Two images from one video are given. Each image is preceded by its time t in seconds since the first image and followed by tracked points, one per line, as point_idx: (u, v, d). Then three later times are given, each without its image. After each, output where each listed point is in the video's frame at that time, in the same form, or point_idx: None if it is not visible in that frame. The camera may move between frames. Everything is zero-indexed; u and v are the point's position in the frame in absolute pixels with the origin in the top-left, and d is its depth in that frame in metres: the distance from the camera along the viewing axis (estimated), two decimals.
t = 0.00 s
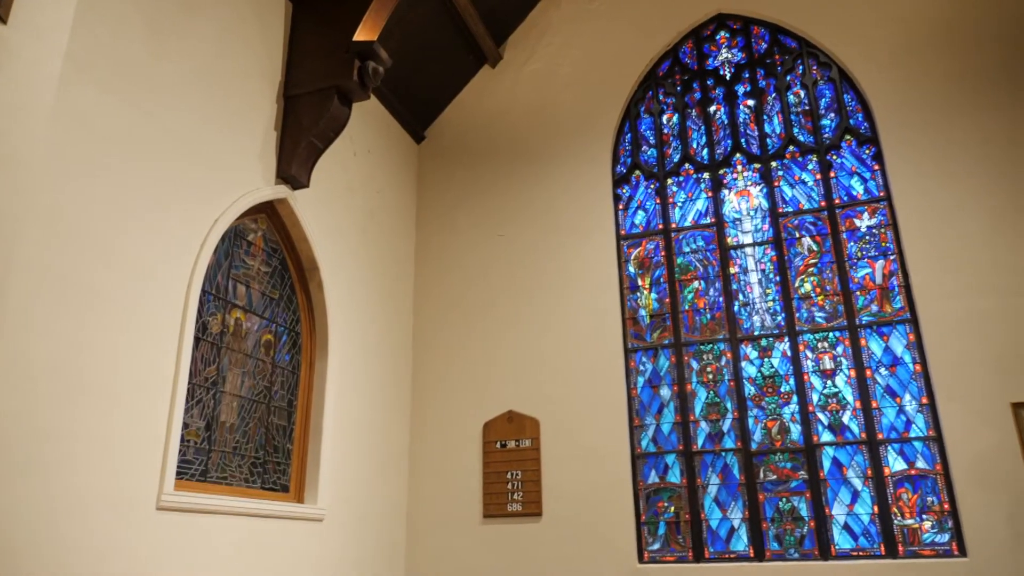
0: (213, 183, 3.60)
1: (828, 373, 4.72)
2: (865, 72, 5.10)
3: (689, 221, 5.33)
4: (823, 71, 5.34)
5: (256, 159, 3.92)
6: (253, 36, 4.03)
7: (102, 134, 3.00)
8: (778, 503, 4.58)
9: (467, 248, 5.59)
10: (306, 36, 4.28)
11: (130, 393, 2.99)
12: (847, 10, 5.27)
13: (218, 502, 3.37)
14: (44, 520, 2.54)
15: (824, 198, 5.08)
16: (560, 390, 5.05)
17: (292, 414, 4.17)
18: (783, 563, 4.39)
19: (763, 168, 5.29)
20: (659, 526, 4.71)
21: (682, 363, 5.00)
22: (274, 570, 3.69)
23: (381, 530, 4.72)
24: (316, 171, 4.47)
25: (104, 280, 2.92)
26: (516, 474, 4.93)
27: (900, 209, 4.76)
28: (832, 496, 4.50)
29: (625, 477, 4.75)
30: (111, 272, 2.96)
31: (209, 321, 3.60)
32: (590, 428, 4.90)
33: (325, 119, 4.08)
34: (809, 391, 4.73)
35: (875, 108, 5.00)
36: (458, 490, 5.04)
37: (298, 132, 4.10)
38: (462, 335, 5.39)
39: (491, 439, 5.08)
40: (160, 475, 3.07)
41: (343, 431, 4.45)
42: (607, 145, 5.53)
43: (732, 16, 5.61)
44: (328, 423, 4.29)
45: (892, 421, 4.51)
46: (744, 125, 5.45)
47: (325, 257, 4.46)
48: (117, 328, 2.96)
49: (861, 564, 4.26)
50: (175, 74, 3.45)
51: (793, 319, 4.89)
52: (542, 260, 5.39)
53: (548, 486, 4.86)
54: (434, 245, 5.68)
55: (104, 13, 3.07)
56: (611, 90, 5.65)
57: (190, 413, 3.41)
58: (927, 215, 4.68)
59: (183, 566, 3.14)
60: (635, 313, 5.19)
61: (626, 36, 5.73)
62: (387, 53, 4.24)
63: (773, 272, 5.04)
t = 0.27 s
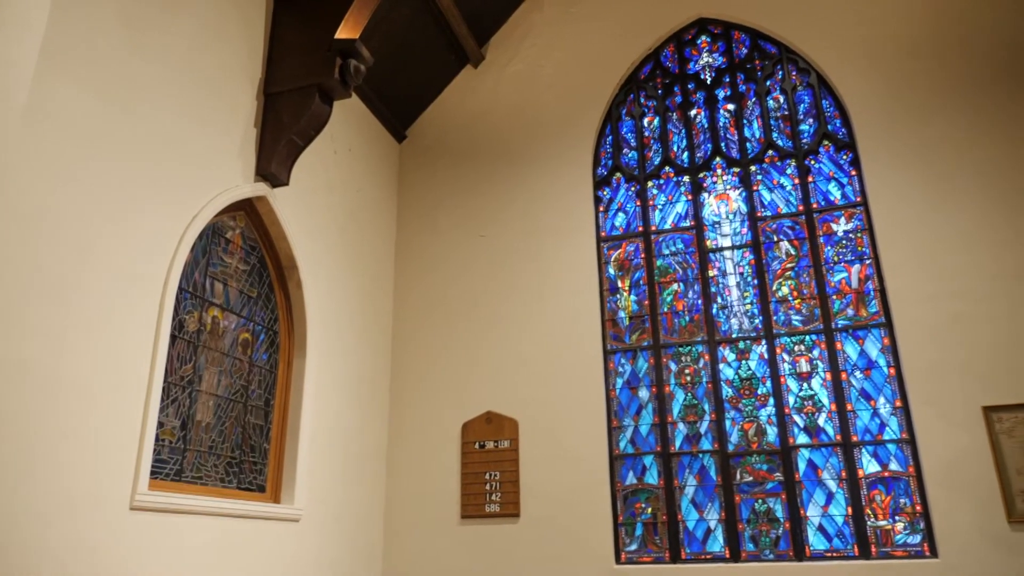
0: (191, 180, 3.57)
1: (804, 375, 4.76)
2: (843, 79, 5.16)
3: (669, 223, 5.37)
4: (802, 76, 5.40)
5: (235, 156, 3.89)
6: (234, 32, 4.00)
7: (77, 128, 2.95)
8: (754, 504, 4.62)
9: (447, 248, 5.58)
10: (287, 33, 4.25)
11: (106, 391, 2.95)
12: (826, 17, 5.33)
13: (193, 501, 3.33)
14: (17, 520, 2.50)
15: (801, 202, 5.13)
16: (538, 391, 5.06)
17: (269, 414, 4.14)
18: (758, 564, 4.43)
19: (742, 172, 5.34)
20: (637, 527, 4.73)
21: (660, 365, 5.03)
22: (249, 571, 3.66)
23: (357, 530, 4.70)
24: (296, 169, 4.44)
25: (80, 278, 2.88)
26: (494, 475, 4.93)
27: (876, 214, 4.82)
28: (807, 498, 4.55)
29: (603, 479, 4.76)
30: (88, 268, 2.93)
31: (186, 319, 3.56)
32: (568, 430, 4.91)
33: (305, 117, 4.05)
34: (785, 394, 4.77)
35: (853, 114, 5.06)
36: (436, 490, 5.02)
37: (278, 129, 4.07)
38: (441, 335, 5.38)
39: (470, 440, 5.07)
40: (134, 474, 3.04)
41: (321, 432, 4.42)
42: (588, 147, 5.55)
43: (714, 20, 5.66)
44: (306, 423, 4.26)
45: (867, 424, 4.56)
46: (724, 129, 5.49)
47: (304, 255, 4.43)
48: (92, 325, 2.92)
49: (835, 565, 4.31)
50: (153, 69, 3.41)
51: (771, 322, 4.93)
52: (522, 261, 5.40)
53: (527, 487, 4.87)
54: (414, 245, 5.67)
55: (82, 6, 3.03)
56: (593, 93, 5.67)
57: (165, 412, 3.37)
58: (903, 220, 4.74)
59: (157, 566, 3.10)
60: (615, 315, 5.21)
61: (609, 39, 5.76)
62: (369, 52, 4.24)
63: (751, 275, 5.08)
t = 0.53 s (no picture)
0: (169, 177, 3.53)
1: (780, 378, 4.81)
2: (822, 85, 5.22)
3: (648, 226, 5.39)
4: (781, 82, 5.45)
5: (214, 153, 3.85)
6: (214, 28, 3.96)
7: (53, 123, 2.91)
8: (730, 505, 4.65)
9: (427, 249, 5.57)
10: (268, 29, 4.21)
11: (80, 390, 2.91)
12: (806, 23, 5.38)
13: (167, 502, 3.30)
14: None
15: (779, 207, 5.18)
16: (516, 392, 5.06)
17: (246, 413, 4.10)
18: (733, 565, 4.47)
19: (721, 175, 5.38)
20: (614, 528, 4.75)
21: (638, 366, 5.06)
22: (224, 571, 3.62)
23: (334, 532, 4.67)
24: (275, 167, 4.41)
25: (54, 276, 2.84)
26: (472, 475, 4.92)
27: (853, 219, 4.88)
28: (782, 499, 4.59)
29: (581, 480, 4.77)
30: (63, 265, 2.88)
31: (161, 316, 3.52)
32: (547, 431, 4.92)
33: (285, 114, 4.02)
34: (762, 396, 4.81)
35: (831, 120, 5.12)
36: (413, 491, 5.01)
37: (258, 126, 4.03)
38: (420, 335, 5.36)
39: (448, 440, 5.06)
40: (107, 474, 2.99)
41: (298, 431, 4.38)
42: (569, 149, 5.56)
43: (695, 25, 5.69)
44: (283, 423, 4.23)
45: (841, 426, 4.62)
46: (704, 133, 5.53)
47: (282, 253, 4.39)
48: (67, 324, 2.88)
49: (809, 566, 4.35)
50: (131, 63, 3.36)
51: (748, 325, 4.97)
52: (502, 262, 5.39)
53: (505, 488, 4.87)
54: (394, 245, 5.64)
55: None
56: (574, 94, 5.68)
57: (140, 410, 3.33)
58: (878, 226, 4.80)
59: (130, 567, 3.06)
60: (594, 316, 5.24)
61: (591, 42, 5.77)
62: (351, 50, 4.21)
63: (729, 279, 5.12)
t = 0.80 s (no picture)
0: (147, 172, 3.49)
1: (757, 381, 4.85)
2: (801, 91, 5.27)
3: (629, 228, 5.42)
4: (761, 88, 5.50)
5: (192, 149, 3.81)
6: (194, 22, 3.92)
7: (27, 116, 2.87)
8: (707, 507, 4.68)
9: (408, 248, 5.55)
10: (249, 25, 4.18)
11: (52, 387, 2.87)
12: (787, 29, 5.43)
13: (141, 501, 3.26)
14: None
15: (758, 211, 5.22)
16: (495, 393, 5.05)
17: (222, 412, 4.07)
18: (708, 566, 4.50)
19: (701, 179, 5.42)
20: (591, 529, 4.76)
21: (617, 368, 5.08)
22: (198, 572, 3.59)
23: (310, 531, 4.64)
24: (254, 164, 4.37)
25: (27, 271, 2.80)
26: (450, 476, 4.91)
27: (829, 224, 4.94)
28: (758, 501, 4.63)
29: (559, 481, 4.78)
30: (36, 260, 2.84)
31: (137, 313, 3.48)
32: (526, 433, 4.92)
33: (266, 111, 3.99)
34: (739, 399, 4.85)
35: (809, 126, 5.18)
36: (391, 491, 4.99)
37: (237, 123, 3.99)
38: (399, 335, 5.35)
39: (426, 440, 5.04)
40: (79, 473, 2.95)
41: (275, 431, 4.35)
42: (551, 151, 5.57)
43: (677, 29, 5.73)
44: (259, 422, 4.20)
45: (817, 429, 4.66)
46: (684, 136, 5.57)
47: (261, 251, 4.36)
48: (40, 321, 2.84)
49: (783, 567, 4.40)
50: (108, 57, 3.32)
51: (726, 328, 5.01)
52: (482, 262, 5.39)
53: (483, 489, 4.86)
54: (374, 244, 5.62)
55: None
56: (556, 96, 5.70)
57: (114, 408, 3.30)
58: (855, 231, 4.86)
59: (102, 568, 3.02)
60: (574, 318, 5.25)
61: (573, 44, 5.79)
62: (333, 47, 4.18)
63: (708, 282, 5.15)
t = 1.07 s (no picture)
0: (126, 167, 3.45)
1: (736, 384, 4.89)
2: (781, 97, 5.32)
3: (610, 230, 5.44)
4: (743, 93, 5.55)
5: (172, 144, 3.77)
6: (176, 16, 3.88)
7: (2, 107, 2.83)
8: (684, 508, 4.71)
9: (389, 247, 5.53)
10: (231, 19, 4.14)
11: (26, 383, 2.83)
12: (769, 35, 5.48)
13: (115, 500, 3.22)
14: None
15: (738, 215, 5.26)
16: (475, 393, 5.05)
17: (199, 410, 4.03)
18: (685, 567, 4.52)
19: (683, 183, 5.45)
20: (569, 530, 4.77)
21: (597, 370, 5.10)
22: (173, 571, 3.55)
23: (287, 531, 4.60)
24: (235, 161, 4.33)
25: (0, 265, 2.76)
26: (429, 476, 4.90)
27: (808, 230, 4.99)
28: (735, 503, 4.67)
29: (537, 481, 4.79)
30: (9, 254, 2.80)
31: (113, 309, 3.44)
32: (505, 433, 4.92)
33: (247, 107, 3.95)
34: (717, 401, 4.89)
35: (790, 132, 5.23)
36: (369, 491, 4.96)
37: (218, 119, 3.95)
38: (379, 334, 5.32)
39: (405, 440, 5.02)
40: (52, 471, 2.91)
41: (252, 430, 4.31)
42: (533, 152, 5.58)
43: (660, 33, 5.76)
44: (236, 421, 4.16)
45: (794, 432, 4.71)
46: (667, 140, 5.60)
47: (240, 248, 4.32)
48: (13, 315, 2.80)
49: (758, 568, 4.44)
50: (87, 49, 3.28)
51: (705, 331, 5.04)
52: (464, 262, 5.39)
53: (462, 489, 4.85)
54: (355, 242, 5.59)
55: None
56: (540, 97, 5.70)
57: (88, 406, 3.25)
58: (833, 237, 4.92)
59: (74, 567, 2.98)
60: (555, 319, 5.26)
61: (557, 46, 5.80)
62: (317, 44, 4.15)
63: (688, 285, 5.18)
